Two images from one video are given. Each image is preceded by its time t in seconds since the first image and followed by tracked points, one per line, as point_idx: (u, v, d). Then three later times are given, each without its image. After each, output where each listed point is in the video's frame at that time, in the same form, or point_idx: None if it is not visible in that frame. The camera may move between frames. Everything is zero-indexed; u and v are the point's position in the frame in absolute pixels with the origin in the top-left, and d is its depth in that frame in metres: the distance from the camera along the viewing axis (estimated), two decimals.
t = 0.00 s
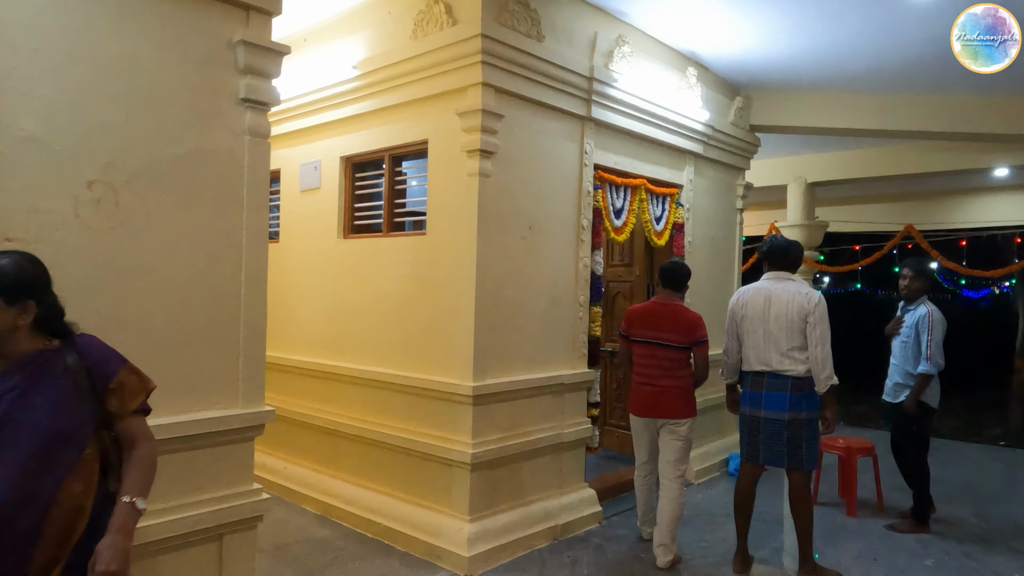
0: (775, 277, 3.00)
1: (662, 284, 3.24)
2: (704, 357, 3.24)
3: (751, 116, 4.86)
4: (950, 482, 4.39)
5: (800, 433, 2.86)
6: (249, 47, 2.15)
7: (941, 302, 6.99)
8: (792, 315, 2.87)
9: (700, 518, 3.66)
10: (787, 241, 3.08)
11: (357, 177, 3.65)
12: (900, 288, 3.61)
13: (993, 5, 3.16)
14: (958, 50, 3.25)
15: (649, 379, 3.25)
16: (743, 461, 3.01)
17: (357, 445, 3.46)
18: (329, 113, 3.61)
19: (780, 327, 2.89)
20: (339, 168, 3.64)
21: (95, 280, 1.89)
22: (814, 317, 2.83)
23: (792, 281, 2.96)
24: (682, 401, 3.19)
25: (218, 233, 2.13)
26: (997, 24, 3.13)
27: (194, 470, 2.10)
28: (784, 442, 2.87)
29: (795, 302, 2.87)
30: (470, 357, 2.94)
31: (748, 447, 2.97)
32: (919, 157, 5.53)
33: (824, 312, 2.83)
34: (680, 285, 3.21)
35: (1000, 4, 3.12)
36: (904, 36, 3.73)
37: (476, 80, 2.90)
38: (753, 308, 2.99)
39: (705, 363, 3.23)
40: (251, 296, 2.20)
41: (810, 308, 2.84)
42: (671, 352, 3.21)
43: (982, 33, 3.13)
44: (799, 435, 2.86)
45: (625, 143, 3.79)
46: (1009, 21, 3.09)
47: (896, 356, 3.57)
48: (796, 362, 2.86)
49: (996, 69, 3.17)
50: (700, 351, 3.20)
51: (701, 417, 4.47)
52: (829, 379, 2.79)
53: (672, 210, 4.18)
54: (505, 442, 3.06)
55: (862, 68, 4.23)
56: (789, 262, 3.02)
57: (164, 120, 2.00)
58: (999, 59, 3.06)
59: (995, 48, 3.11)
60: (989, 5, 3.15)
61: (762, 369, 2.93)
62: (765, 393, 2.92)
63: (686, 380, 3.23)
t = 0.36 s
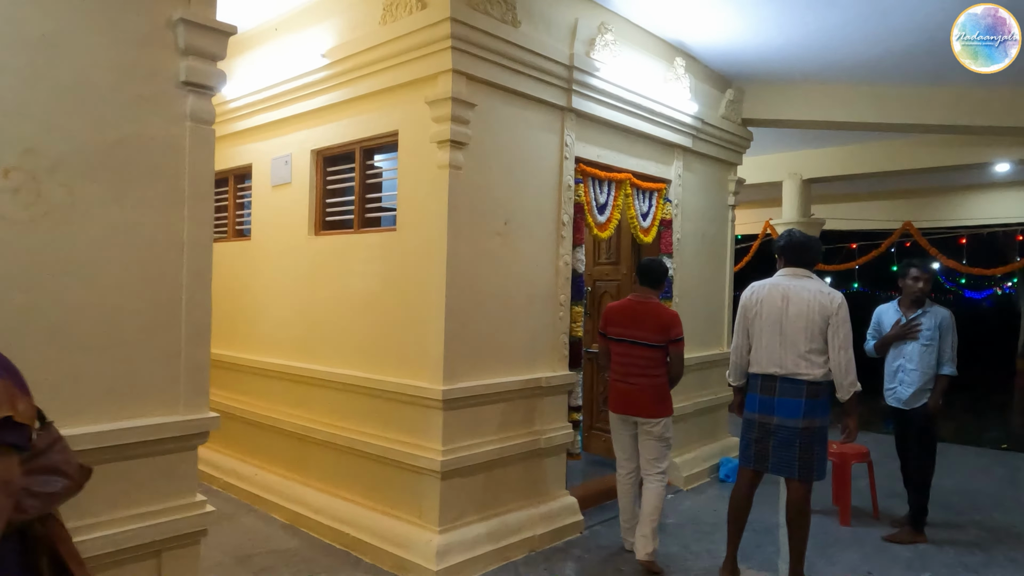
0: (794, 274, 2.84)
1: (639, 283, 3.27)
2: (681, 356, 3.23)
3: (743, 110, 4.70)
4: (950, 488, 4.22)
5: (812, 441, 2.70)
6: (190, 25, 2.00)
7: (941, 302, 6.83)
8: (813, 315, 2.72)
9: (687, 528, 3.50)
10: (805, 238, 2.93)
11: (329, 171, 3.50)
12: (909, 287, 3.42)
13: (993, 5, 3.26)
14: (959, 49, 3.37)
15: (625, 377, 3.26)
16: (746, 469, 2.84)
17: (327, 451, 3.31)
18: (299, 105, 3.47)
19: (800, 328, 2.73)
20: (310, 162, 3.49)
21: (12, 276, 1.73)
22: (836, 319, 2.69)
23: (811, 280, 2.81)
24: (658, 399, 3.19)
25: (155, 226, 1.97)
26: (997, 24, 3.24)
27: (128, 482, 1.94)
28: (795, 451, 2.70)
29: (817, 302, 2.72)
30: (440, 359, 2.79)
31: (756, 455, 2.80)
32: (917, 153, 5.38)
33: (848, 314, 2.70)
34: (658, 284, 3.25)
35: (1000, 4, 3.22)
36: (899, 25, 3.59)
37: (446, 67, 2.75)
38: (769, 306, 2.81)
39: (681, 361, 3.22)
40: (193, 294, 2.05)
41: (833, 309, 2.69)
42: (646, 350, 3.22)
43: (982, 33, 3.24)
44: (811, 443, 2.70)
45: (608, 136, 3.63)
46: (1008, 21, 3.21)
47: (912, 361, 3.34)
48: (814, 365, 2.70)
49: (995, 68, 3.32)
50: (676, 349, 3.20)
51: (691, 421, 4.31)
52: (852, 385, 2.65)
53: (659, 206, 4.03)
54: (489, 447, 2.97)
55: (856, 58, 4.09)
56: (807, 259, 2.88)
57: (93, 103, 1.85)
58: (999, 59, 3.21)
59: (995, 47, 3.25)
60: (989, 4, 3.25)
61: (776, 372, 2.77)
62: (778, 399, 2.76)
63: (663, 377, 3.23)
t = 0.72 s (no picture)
0: (803, 277, 2.66)
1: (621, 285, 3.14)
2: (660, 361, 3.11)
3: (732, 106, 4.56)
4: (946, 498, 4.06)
5: (812, 455, 2.56)
6: (118, 10, 1.86)
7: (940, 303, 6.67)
8: (822, 322, 2.55)
9: (669, 540, 3.36)
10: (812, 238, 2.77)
11: (296, 169, 3.36)
12: (922, 288, 3.25)
13: (992, 4, 3.28)
14: (958, 49, 3.41)
15: (602, 381, 3.12)
16: (744, 481, 2.70)
17: (292, 461, 3.17)
18: (265, 100, 3.34)
19: (808, 336, 2.57)
20: (276, 160, 3.35)
21: None
22: (846, 327, 2.54)
23: (820, 284, 2.64)
24: (634, 405, 3.06)
25: (79, 226, 1.84)
26: (997, 24, 3.28)
27: (49, 501, 1.80)
28: (794, 465, 2.55)
29: (827, 308, 2.55)
30: (403, 366, 2.65)
31: (754, 469, 2.66)
32: (912, 150, 5.23)
33: (859, 323, 2.56)
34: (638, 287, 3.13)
35: (999, 3, 3.25)
36: (890, 15, 3.44)
37: (409, 58, 2.61)
38: (774, 310, 2.64)
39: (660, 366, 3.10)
40: (123, 299, 1.91)
41: (844, 318, 2.54)
42: (624, 353, 3.09)
43: (983, 33, 3.27)
44: (810, 457, 2.56)
45: (587, 132, 3.49)
46: (1008, 21, 3.24)
47: (932, 364, 3.20)
48: (819, 375, 2.55)
49: (996, 67, 3.37)
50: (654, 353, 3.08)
51: (676, 428, 4.17)
52: (861, 399, 2.54)
53: (643, 205, 3.88)
54: (456, 458, 2.84)
55: (847, 52, 3.94)
56: (814, 260, 2.72)
57: (7, 93, 1.72)
58: (1000, 59, 3.27)
59: (994, 47, 3.30)
60: (989, 4, 3.27)
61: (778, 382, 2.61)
62: (778, 409, 2.61)
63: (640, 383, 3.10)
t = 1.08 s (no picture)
0: (801, 275, 2.50)
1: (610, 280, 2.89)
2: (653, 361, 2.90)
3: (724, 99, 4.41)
4: (945, 504, 3.91)
5: (806, 465, 2.40)
6: None
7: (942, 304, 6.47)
8: (815, 321, 2.39)
9: (655, 550, 3.20)
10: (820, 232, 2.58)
11: (264, 162, 3.22)
12: (977, 290, 3.04)
13: (992, 4, 3.26)
14: (959, 48, 3.39)
15: (591, 382, 2.89)
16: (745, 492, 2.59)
17: (259, 468, 3.04)
18: (233, 91, 3.20)
19: (800, 337, 2.41)
20: (243, 153, 3.22)
21: None
22: (842, 327, 2.35)
23: (817, 281, 2.47)
24: (626, 408, 2.85)
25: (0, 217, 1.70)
26: (998, 24, 3.27)
27: None
28: (787, 476, 2.41)
29: (820, 307, 2.39)
30: (367, 367, 2.50)
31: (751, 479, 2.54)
32: (910, 145, 5.09)
33: (858, 322, 2.36)
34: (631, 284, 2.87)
35: (999, 3, 3.23)
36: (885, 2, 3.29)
37: (373, 43, 2.48)
38: (767, 309, 2.50)
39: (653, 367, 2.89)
40: (50, 296, 1.77)
41: (839, 317, 2.36)
42: (618, 353, 2.85)
43: (983, 33, 3.26)
44: (804, 467, 2.40)
45: (569, 123, 3.34)
46: (1008, 21, 3.23)
47: (980, 369, 3.05)
48: (813, 378, 2.39)
49: (997, 67, 3.37)
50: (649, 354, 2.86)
51: (665, 432, 4.02)
52: (860, 404, 2.33)
53: (629, 201, 3.74)
54: (426, 465, 2.69)
55: (842, 41, 3.79)
56: (820, 256, 2.53)
57: None
58: (1000, 60, 3.28)
59: (994, 47, 3.29)
60: (989, 3, 3.25)
61: (769, 385, 2.47)
62: (770, 414, 2.47)
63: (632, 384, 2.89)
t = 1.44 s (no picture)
0: (798, 277, 2.35)
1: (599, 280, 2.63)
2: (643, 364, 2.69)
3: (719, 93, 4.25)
4: (948, 514, 3.75)
5: (806, 478, 2.23)
6: None
7: (949, 307, 6.22)
8: (803, 324, 2.24)
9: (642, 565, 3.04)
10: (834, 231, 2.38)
11: (235, 158, 3.08)
12: None
13: (992, 4, 3.19)
14: (958, 49, 3.35)
15: (577, 388, 2.65)
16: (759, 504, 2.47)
17: (227, 478, 2.90)
18: (201, 84, 3.07)
19: (790, 341, 2.27)
20: (213, 148, 3.08)
21: None
22: (829, 326, 2.17)
23: (810, 281, 2.31)
24: (616, 416, 2.64)
25: None
26: (997, 24, 3.19)
27: None
28: (786, 488, 2.27)
29: (806, 309, 2.23)
30: (332, 373, 2.36)
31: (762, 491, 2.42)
32: (912, 142, 4.94)
33: (847, 319, 2.15)
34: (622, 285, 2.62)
35: (1000, 3, 3.16)
36: None
37: (337, 29, 2.33)
38: (763, 317, 2.38)
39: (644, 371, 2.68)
40: None
41: (825, 316, 2.18)
42: (609, 358, 2.62)
43: (983, 33, 3.21)
44: (803, 480, 2.23)
45: (553, 117, 3.20)
46: (1008, 21, 3.16)
47: None
48: (811, 384, 2.22)
49: (997, 67, 3.31)
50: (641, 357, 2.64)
51: (657, 439, 3.85)
52: (856, 409, 2.13)
53: (618, 198, 3.59)
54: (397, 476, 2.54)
55: (841, 32, 3.63)
56: (831, 258, 2.34)
57: None
58: (1000, 60, 3.22)
59: (995, 47, 3.24)
60: (989, 3, 3.19)
61: (772, 395, 2.35)
62: (773, 421, 2.34)
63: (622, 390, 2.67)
